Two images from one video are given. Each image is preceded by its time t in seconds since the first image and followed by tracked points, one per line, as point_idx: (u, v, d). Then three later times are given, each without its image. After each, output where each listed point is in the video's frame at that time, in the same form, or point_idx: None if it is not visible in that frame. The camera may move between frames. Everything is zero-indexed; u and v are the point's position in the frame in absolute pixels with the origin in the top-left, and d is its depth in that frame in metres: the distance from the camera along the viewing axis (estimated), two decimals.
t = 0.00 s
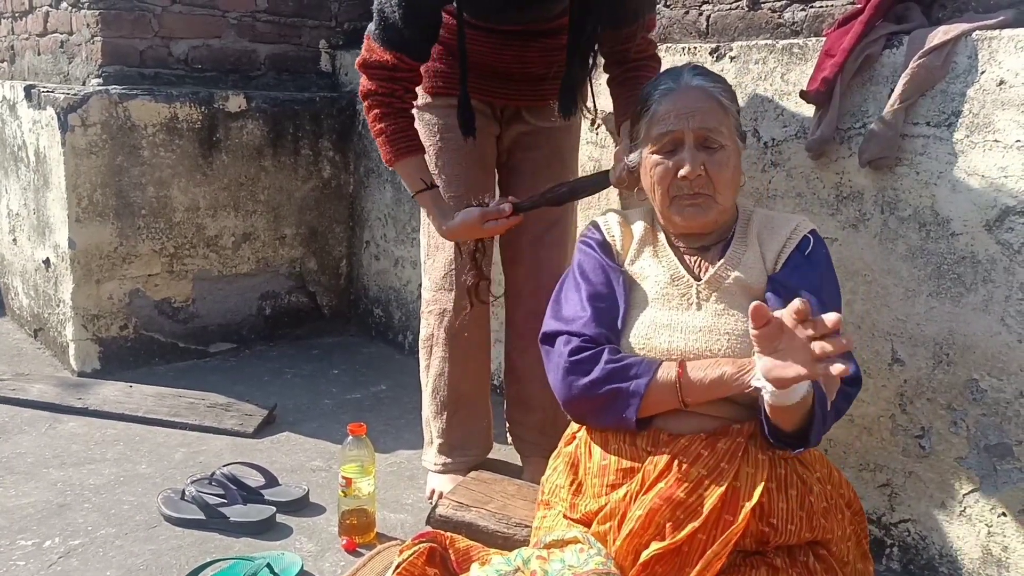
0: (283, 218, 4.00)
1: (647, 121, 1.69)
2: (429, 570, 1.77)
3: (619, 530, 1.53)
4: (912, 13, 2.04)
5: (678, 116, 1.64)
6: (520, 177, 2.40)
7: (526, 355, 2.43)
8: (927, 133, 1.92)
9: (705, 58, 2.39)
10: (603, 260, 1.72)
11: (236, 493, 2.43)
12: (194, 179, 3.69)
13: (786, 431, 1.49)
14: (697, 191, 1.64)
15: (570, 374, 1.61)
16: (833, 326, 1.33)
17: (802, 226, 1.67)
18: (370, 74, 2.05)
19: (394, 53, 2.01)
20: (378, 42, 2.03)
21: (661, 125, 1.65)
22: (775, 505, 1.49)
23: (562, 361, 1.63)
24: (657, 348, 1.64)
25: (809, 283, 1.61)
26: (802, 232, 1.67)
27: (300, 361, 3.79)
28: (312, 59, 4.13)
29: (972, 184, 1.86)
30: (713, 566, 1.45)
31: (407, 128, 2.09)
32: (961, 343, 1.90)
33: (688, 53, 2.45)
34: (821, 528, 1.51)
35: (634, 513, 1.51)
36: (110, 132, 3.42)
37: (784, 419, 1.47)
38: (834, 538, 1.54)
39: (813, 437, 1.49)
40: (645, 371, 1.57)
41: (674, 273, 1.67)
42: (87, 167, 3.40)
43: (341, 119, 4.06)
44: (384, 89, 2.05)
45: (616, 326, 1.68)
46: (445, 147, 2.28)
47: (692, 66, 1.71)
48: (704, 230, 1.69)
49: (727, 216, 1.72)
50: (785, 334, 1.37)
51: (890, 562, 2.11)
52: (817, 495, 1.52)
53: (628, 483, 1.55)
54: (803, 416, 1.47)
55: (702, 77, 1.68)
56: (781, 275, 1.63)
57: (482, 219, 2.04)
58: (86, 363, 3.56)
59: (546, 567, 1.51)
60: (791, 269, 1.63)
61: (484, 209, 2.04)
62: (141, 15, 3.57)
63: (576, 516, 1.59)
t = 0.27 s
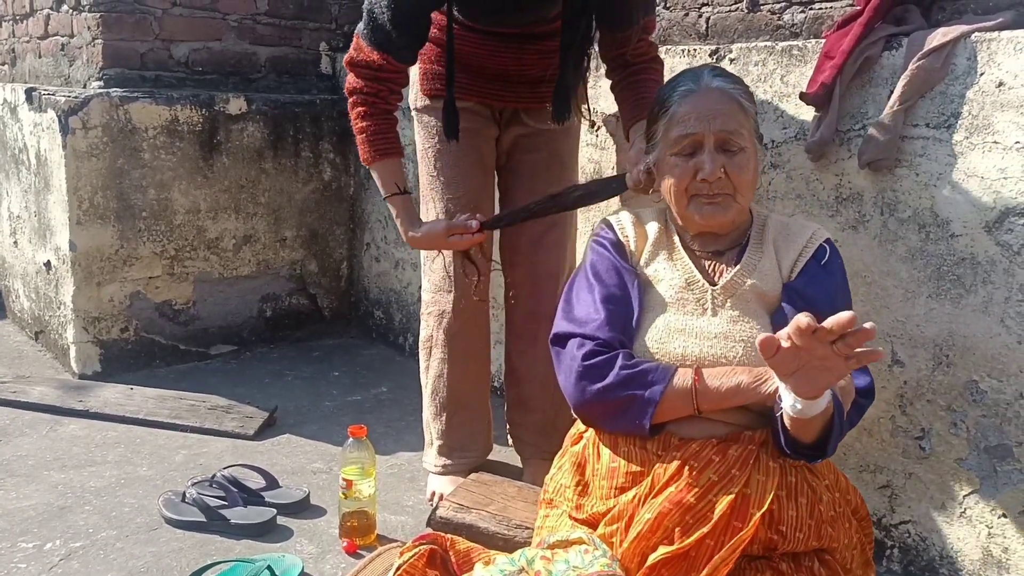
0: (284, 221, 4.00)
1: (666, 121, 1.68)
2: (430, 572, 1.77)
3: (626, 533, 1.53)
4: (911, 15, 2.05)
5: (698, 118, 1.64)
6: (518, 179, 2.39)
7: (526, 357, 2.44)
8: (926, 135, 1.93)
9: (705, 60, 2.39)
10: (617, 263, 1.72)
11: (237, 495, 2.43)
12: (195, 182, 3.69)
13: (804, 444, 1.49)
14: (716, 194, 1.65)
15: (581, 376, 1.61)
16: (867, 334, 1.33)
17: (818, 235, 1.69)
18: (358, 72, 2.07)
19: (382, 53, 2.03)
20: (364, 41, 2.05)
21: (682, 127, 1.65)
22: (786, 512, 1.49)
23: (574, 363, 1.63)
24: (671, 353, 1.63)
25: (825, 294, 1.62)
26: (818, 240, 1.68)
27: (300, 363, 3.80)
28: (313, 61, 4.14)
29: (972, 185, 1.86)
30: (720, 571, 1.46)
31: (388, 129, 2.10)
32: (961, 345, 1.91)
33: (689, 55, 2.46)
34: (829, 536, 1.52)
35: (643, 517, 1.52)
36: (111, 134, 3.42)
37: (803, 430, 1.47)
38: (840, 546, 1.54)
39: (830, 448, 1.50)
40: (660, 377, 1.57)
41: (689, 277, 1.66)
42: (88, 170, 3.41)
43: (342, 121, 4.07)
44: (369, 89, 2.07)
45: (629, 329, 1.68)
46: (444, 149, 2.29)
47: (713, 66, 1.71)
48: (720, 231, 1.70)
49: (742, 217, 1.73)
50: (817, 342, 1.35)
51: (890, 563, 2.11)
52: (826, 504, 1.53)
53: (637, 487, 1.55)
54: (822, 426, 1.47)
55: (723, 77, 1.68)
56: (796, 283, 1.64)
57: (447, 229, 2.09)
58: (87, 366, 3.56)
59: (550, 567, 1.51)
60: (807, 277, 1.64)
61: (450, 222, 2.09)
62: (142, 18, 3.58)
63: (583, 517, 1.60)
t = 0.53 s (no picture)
0: (283, 222, 4.00)
1: (678, 122, 1.69)
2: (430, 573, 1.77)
3: (629, 534, 1.53)
4: (910, 15, 2.04)
5: (711, 121, 1.64)
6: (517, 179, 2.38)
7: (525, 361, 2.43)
8: (925, 135, 1.93)
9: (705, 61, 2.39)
10: (624, 262, 1.71)
11: (236, 496, 2.43)
12: (194, 183, 3.69)
13: (811, 448, 1.50)
14: (727, 196, 1.66)
15: (588, 375, 1.60)
16: (871, 339, 1.31)
17: (827, 240, 1.69)
18: (344, 68, 2.05)
19: (369, 52, 2.02)
20: (353, 38, 2.05)
21: (695, 129, 1.66)
22: (790, 516, 1.49)
23: (580, 362, 1.62)
24: (679, 355, 1.64)
25: (835, 299, 1.63)
26: (827, 245, 1.69)
27: (300, 365, 3.80)
28: (312, 62, 4.14)
29: (971, 186, 1.86)
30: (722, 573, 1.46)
31: (367, 130, 2.07)
32: (961, 345, 1.90)
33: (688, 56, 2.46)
34: (831, 540, 1.52)
35: (646, 518, 1.52)
36: (110, 136, 3.42)
37: (810, 435, 1.48)
38: (842, 550, 1.54)
39: (838, 453, 1.50)
40: (669, 379, 1.57)
41: (697, 279, 1.67)
42: (87, 171, 3.41)
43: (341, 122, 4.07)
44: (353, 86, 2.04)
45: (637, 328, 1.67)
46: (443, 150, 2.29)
47: (726, 69, 1.71)
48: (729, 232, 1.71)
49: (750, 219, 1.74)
50: (822, 350, 1.35)
51: (890, 564, 2.11)
52: (830, 507, 1.53)
53: (641, 488, 1.55)
54: (829, 430, 1.48)
55: (735, 81, 1.69)
56: (806, 287, 1.65)
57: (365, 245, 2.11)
58: (86, 367, 3.56)
59: (552, 568, 1.51)
60: (816, 281, 1.65)
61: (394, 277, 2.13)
62: (141, 20, 3.57)
63: (586, 517, 1.60)
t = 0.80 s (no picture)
0: (282, 223, 4.00)
1: (686, 125, 1.68)
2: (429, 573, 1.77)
3: (627, 534, 1.53)
4: (908, 15, 2.04)
5: (721, 126, 1.64)
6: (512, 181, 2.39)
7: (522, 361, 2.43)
8: (923, 135, 1.93)
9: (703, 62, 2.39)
10: (623, 263, 1.71)
11: (235, 497, 2.43)
12: (192, 184, 3.69)
13: (811, 449, 1.50)
14: (732, 202, 1.66)
15: (588, 378, 1.60)
16: (866, 342, 1.33)
17: (825, 241, 1.69)
18: (337, 65, 2.06)
19: (356, 46, 2.01)
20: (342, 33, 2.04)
21: (704, 134, 1.65)
22: (789, 516, 1.49)
23: (580, 365, 1.62)
24: (678, 356, 1.64)
25: (835, 302, 1.63)
26: (825, 246, 1.69)
27: (299, 365, 3.80)
28: (310, 63, 4.14)
29: (968, 186, 1.86)
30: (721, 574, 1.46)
31: (367, 120, 2.08)
32: (959, 345, 1.91)
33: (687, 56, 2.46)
34: (831, 540, 1.52)
35: (645, 518, 1.52)
36: (108, 137, 3.42)
37: (809, 437, 1.48)
38: (841, 550, 1.54)
39: (837, 455, 1.51)
40: (668, 381, 1.57)
41: (696, 280, 1.67)
42: (86, 172, 3.40)
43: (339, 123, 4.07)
44: (348, 82, 2.05)
45: (636, 330, 1.67)
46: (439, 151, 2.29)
47: (736, 71, 1.70)
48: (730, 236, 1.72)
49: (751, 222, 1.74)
50: (817, 353, 1.37)
51: (889, 564, 2.11)
52: (829, 507, 1.53)
53: (640, 489, 1.55)
54: (828, 432, 1.49)
55: (745, 84, 1.68)
56: (805, 288, 1.65)
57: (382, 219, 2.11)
58: (85, 368, 3.56)
59: (551, 568, 1.51)
60: (815, 283, 1.65)
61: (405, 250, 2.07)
62: (139, 21, 3.57)
63: (584, 517, 1.61)
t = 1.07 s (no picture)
0: (280, 222, 4.00)
1: (685, 123, 1.68)
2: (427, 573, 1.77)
3: (623, 535, 1.53)
4: (906, 14, 2.04)
5: (721, 125, 1.64)
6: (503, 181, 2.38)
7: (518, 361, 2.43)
8: (922, 134, 1.93)
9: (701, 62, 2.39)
10: (617, 265, 1.72)
11: (233, 497, 2.43)
12: (191, 184, 3.68)
13: (805, 449, 1.50)
14: (730, 202, 1.66)
15: (583, 381, 1.61)
16: (851, 342, 1.34)
17: (822, 240, 1.69)
18: (343, 75, 2.04)
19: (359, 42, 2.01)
20: (342, 39, 2.03)
21: (703, 132, 1.65)
22: (786, 516, 1.49)
23: (574, 369, 1.63)
24: (673, 357, 1.64)
25: (831, 302, 1.63)
26: (822, 246, 1.69)
27: (297, 365, 3.79)
28: (308, 62, 4.14)
29: (967, 185, 1.86)
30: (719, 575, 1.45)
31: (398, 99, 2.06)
32: (957, 344, 1.91)
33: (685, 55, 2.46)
34: (828, 540, 1.51)
35: (641, 519, 1.51)
36: (106, 136, 3.42)
37: (804, 438, 1.49)
38: (839, 549, 1.54)
39: (833, 456, 1.51)
40: (662, 383, 1.57)
41: (692, 281, 1.67)
42: (84, 172, 3.40)
43: (337, 123, 4.07)
44: (363, 83, 2.04)
45: (631, 332, 1.67)
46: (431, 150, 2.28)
47: (736, 70, 1.70)
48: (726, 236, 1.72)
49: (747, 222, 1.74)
50: (805, 354, 1.38)
51: (888, 563, 2.11)
52: (826, 507, 1.53)
53: (637, 489, 1.55)
54: (823, 432, 1.49)
55: (746, 83, 1.68)
56: (801, 289, 1.65)
57: (488, 157, 2.00)
58: (83, 368, 3.55)
59: (548, 569, 1.52)
60: (811, 283, 1.65)
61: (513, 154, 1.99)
62: (137, 20, 3.57)
63: (581, 519, 1.60)
